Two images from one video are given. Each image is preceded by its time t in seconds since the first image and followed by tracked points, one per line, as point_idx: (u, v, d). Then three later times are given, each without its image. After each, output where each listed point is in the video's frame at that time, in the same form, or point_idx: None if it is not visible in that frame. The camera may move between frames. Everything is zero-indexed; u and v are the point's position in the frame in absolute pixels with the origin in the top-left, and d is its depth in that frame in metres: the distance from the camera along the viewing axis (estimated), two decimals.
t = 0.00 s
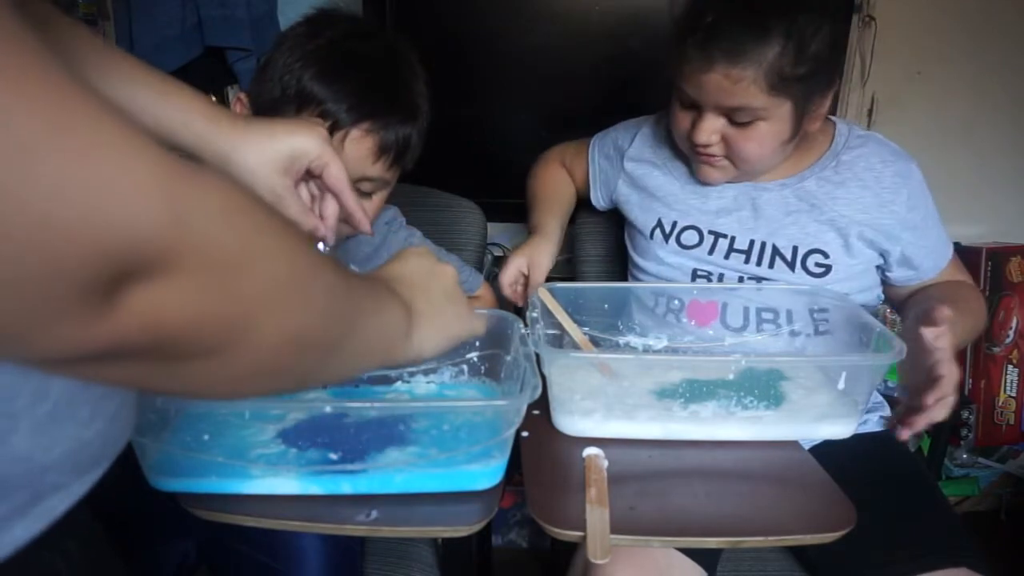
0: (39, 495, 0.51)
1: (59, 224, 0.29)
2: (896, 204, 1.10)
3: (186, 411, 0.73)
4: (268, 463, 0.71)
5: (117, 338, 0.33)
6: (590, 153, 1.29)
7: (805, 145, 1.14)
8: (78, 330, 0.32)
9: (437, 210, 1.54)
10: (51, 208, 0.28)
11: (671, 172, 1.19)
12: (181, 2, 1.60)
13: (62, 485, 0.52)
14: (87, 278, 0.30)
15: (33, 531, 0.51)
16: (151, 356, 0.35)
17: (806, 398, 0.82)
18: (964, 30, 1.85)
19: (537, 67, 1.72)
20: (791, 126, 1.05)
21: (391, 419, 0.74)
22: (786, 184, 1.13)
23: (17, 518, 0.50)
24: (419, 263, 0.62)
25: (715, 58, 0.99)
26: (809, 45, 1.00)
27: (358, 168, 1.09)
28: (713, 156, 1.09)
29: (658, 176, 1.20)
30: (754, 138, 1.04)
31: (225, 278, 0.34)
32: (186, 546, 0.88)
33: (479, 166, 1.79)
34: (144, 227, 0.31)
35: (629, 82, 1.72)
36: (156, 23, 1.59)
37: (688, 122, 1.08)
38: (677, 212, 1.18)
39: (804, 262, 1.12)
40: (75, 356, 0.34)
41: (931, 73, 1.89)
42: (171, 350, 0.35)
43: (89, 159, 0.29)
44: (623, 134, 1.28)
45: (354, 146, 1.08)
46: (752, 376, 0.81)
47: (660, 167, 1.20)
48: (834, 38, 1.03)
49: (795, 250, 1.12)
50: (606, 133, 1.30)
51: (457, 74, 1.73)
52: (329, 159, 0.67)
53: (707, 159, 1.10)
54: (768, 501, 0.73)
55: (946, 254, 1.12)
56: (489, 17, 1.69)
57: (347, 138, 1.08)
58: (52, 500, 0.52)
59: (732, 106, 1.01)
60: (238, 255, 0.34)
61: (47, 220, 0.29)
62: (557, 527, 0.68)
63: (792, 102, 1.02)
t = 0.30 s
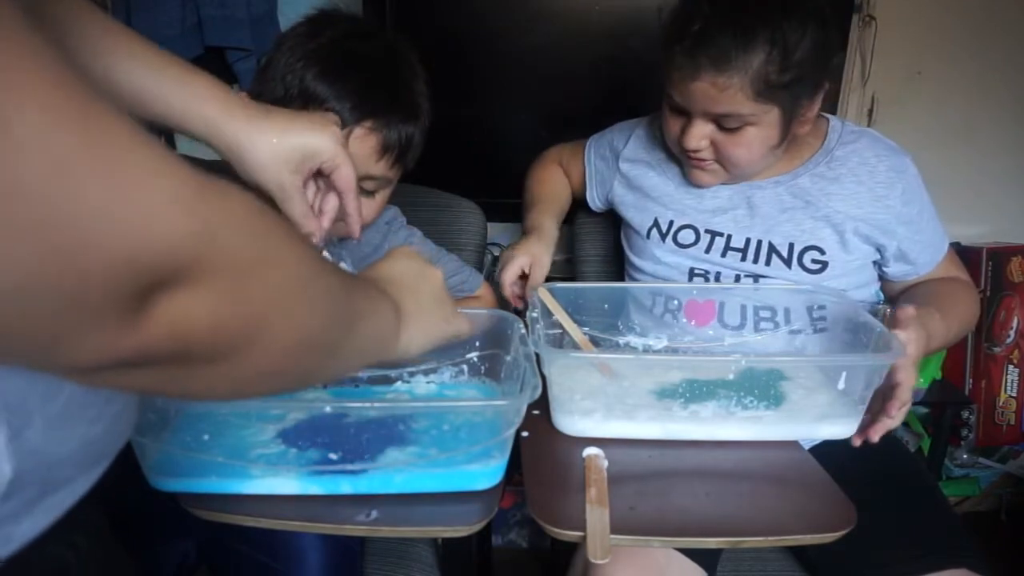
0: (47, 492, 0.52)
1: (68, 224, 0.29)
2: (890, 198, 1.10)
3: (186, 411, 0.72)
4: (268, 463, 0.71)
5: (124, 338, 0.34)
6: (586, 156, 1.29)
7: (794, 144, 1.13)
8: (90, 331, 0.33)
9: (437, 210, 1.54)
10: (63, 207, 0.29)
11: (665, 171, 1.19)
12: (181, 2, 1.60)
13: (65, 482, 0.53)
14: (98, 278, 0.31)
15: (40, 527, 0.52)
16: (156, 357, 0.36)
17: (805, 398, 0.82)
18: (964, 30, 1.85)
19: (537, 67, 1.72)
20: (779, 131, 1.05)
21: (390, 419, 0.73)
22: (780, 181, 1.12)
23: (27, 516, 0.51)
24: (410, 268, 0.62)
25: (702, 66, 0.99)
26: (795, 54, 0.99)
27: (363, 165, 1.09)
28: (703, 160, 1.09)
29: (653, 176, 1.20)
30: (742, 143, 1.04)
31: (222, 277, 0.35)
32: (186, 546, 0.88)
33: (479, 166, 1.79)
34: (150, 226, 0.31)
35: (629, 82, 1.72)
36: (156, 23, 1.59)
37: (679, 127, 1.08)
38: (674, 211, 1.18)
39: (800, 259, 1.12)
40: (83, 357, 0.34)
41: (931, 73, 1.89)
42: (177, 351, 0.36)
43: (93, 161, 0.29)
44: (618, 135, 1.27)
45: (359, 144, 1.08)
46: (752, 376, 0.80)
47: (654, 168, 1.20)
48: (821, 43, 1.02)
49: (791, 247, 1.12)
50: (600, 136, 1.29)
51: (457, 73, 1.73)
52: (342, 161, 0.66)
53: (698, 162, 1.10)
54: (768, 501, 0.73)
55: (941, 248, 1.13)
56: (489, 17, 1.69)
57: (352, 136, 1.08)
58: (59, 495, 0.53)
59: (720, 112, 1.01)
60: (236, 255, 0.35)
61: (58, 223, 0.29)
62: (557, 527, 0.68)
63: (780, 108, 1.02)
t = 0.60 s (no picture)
0: (62, 482, 0.54)
1: (77, 225, 0.30)
2: (892, 198, 1.10)
3: (186, 411, 0.72)
4: (268, 463, 0.71)
5: (127, 339, 0.34)
6: (580, 162, 1.28)
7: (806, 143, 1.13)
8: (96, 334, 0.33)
9: (437, 211, 1.54)
10: (72, 206, 0.30)
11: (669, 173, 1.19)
12: (181, 2, 1.60)
13: (74, 474, 0.55)
14: (103, 282, 0.32)
15: (56, 515, 0.55)
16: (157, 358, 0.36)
17: (806, 398, 0.82)
18: (964, 30, 1.85)
19: (537, 67, 1.72)
20: (802, 124, 1.04)
21: (390, 419, 0.73)
22: (785, 181, 1.12)
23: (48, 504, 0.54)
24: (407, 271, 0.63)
25: (736, 57, 0.98)
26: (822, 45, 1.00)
27: (361, 164, 1.08)
28: (725, 158, 1.06)
29: (655, 176, 1.20)
30: (769, 136, 1.02)
31: (221, 279, 0.35)
32: (186, 546, 0.87)
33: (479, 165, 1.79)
34: (155, 228, 0.32)
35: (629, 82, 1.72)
36: (156, 23, 1.59)
37: (700, 123, 1.06)
38: (677, 214, 1.18)
39: (803, 261, 1.12)
40: (87, 360, 0.35)
41: (931, 73, 1.89)
42: (179, 351, 0.36)
43: (100, 164, 0.30)
44: (615, 139, 1.27)
45: (358, 142, 1.07)
46: (752, 376, 0.80)
47: (658, 167, 1.20)
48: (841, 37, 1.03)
49: (795, 249, 1.12)
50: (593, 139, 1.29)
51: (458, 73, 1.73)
52: (345, 176, 0.65)
53: (718, 159, 1.07)
54: (768, 501, 0.73)
55: (943, 249, 1.13)
56: (490, 17, 1.69)
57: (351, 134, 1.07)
58: (69, 487, 0.56)
59: (749, 104, 0.99)
60: (234, 258, 0.35)
61: (68, 225, 0.30)
62: (556, 527, 0.68)
63: (805, 100, 1.02)
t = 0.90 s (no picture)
0: (75, 479, 0.54)
1: (83, 224, 0.31)
2: (896, 205, 1.10)
3: (186, 411, 0.72)
4: (268, 463, 0.71)
5: (129, 337, 0.34)
6: (573, 169, 1.22)
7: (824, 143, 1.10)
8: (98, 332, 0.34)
9: (437, 211, 1.55)
10: (72, 206, 0.31)
11: (676, 180, 1.16)
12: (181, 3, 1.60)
13: (89, 468, 0.56)
14: (108, 282, 0.32)
15: (72, 509, 0.55)
16: (158, 357, 0.36)
17: (805, 399, 0.82)
18: (964, 30, 1.85)
19: (537, 67, 1.72)
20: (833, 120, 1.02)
21: (390, 419, 0.74)
22: (795, 190, 1.11)
23: (62, 500, 0.54)
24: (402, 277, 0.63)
25: (786, 52, 0.94)
26: (852, 36, 0.99)
27: (363, 164, 1.09)
28: (758, 160, 1.02)
29: (660, 183, 1.17)
30: (807, 134, 0.99)
31: (223, 279, 0.35)
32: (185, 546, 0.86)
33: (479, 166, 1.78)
34: (156, 229, 0.32)
35: (629, 82, 1.72)
36: (156, 23, 1.59)
37: (735, 124, 1.00)
38: (685, 224, 1.15)
39: (815, 269, 1.11)
40: (90, 358, 0.35)
41: (931, 74, 1.89)
42: (179, 349, 0.36)
43: (108, 166, 0.31)
44: (610, 145, 1.22)
45: (360, 143, 1.08)
46: (751, 376, 0.80)
47: (662, 174, 1.18)
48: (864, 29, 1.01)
49: (806, 257, 1.11)
50: (582, 144, 1.23)
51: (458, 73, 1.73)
52: (339, 185, 0.66)
53: (751, 163, 1.03)
54: (768, 500, 0.73)
55: (941, 255, 1.13)
56: (490, 17, 1.69)
57: (353, 136, 1.08)
58: (84, 483, 0.56)
59: (794, 101, 0.95)
60: (234, 258, 0.35)
61: (72, 223, 0.31)
62: (556, 527, 0.68)
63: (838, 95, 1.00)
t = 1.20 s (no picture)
0: (79, 481, 0.54)
1: (89, 222, 0.31)
2: (896, 207, 1.10)
3: (186, 411, 0.72)
4: (268, 463, 0.71)
5: (133, 338, 0.35)
6: (568, 168, 1.20)
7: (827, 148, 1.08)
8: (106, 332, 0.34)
9: (437, 212, 1.56)
10: (78, 204, 0.31)
11: (672, 187, 1.15)
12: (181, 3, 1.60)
13: (93, 470, 0.55)
14: (114, 280, 0.32)
15: (77, 512, 0.55)
16: (164, 358, 0.36)
17: (806, 399, 0.82)
18: (964, 30, 1.85)
19: (537, 67, 1.72)
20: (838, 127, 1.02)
21: (390, 419, 0.73)
22: (793, 197, 1.11)
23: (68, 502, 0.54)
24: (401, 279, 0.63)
25: (798, 74, 0.93)
26: (857, 48, 0.98)
27: (363, 166, 1.09)
28: (761, 175, 1.02)
29: (657, 192, 1.16)
30: (813, 147, 0.99)
31: (229, 282, 0.36)
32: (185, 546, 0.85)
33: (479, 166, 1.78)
34: (163, 229, 0.32)
35: (628, 82, 1.72)
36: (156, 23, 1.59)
37: (741, 140, 0.99)
38: (681, 232, 1.14)
39: (813, 277, 1.11)
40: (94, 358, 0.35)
41: (930, 74, 1.89)
42: (184, 349, 0.36)
43: (115, 164, 0.31)
44: (606, 148, 1.20)
45: (360, 144, 1.08)
46: (751, 376, 0.80)
47: (658, 181, 1.16)
48: (869, 38, 1.00)
49: (804, 265, 1.11)
50: (577, 146, 1.21)
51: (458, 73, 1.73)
52: (336, 191, 0.66)
53: (755, 176, 1.02)
54: (768, 500, 0.73)
55: (942, 254, 1.13)
56: (490, 17, 1.69)
57: (353, 137, 1.08)
58: (88, 486, 0.56)
59: (802, 120, 0.95)
60: (239, 257, 0.35)
61: (78, 221, 0.31)
62: (556, 527, 0.68)
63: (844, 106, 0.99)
